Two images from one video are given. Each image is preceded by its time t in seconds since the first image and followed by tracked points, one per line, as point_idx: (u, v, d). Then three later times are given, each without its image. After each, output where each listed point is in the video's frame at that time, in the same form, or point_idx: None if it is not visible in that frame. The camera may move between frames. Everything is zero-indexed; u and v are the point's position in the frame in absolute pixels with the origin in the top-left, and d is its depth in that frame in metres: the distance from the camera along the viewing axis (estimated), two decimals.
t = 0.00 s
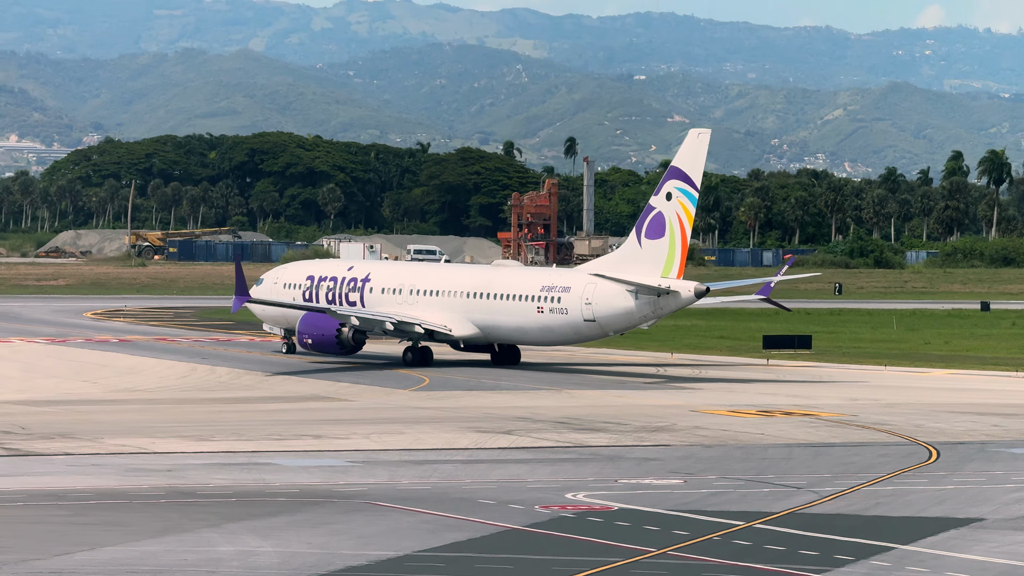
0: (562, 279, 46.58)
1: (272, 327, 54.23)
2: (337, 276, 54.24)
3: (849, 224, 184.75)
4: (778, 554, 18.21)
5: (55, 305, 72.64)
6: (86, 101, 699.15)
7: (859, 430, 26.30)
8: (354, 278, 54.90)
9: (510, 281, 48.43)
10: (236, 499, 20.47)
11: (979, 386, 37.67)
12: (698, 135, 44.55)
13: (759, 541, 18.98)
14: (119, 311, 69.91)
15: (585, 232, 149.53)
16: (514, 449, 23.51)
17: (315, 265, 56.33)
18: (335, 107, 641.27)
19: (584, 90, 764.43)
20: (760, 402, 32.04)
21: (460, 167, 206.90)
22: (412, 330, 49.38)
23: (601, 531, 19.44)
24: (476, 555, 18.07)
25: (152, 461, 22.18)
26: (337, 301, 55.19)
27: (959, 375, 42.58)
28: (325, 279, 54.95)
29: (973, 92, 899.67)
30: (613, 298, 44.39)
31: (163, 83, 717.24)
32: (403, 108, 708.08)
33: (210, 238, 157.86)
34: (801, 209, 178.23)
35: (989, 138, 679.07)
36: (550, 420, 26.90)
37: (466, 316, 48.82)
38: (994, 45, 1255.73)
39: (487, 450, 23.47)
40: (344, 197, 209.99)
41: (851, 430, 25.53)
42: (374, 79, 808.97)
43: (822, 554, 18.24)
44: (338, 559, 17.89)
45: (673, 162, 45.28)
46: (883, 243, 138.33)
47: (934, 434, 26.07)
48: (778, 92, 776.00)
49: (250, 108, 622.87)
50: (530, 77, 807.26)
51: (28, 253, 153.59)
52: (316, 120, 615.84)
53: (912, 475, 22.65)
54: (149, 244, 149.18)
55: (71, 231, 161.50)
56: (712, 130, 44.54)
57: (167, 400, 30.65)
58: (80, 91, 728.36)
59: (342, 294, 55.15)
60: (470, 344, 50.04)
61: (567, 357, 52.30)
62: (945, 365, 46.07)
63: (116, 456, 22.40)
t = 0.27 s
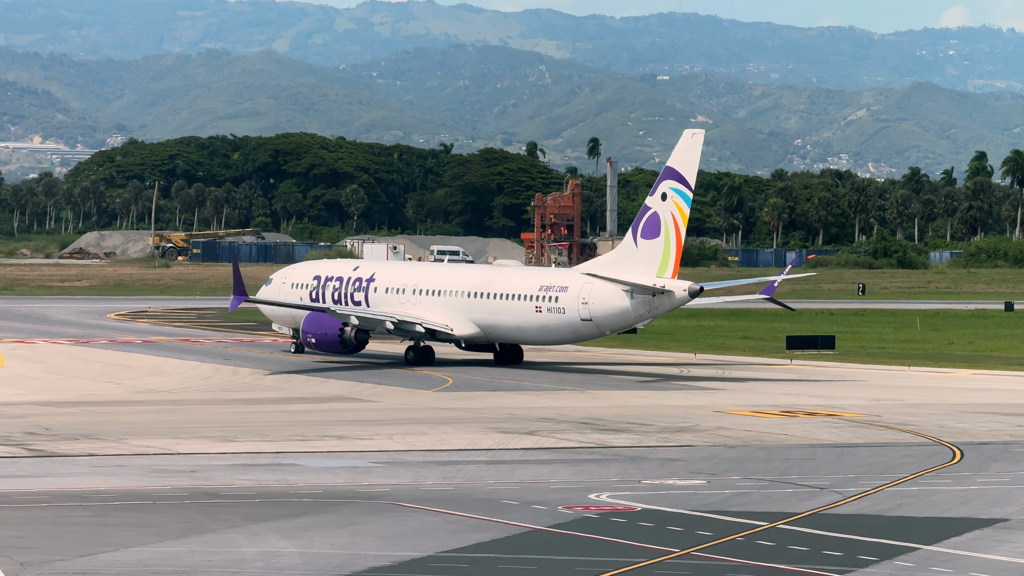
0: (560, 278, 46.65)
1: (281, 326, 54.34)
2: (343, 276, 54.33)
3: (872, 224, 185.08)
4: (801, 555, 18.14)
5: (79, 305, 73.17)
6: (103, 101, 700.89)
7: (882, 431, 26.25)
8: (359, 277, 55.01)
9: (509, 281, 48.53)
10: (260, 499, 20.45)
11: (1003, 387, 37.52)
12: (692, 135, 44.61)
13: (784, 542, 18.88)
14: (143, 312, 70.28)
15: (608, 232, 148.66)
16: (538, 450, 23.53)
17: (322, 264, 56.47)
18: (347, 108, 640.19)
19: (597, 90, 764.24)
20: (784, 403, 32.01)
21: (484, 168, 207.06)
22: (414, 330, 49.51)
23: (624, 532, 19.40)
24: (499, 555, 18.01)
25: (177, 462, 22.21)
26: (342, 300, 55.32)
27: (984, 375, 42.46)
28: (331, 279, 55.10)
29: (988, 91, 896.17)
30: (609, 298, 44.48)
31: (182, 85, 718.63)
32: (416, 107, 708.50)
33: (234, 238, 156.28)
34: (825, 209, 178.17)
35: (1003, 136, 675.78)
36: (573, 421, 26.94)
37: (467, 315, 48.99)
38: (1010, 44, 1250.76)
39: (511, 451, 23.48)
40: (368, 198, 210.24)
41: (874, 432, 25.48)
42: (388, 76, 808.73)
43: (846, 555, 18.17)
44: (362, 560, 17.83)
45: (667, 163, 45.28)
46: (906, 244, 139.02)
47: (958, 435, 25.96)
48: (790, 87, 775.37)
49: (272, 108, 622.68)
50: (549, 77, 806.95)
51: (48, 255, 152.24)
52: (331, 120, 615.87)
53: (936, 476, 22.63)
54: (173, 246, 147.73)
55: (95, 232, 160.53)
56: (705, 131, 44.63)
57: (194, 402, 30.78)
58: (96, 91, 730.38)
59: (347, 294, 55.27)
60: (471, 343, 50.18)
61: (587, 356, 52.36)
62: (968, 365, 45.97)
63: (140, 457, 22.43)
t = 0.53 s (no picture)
0: (558, 278, 46.72)
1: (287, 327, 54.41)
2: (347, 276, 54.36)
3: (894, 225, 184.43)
4: (824, 557, 18.08)
5: (100, 306, 73.45)
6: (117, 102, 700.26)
7: (904, 433, 26.20)
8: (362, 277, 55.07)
9: (508, 281, 48.57)
10: (282, 501, 20.47)
11: None
12: (686, 137, 44.42)
13: (805, 543, 18.84)
14: (164, 313, 70.50)
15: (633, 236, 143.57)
16: (560, 451, 23.54)
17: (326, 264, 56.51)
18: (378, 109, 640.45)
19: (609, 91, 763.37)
20: (805, 405, 31.98)
21: (506, 170, 206.12)
22: (414, 329, 49.73)
23: (646, 533, 19.38)
24: (520, 556, 17.98)
25: (199, 463, 22.27)
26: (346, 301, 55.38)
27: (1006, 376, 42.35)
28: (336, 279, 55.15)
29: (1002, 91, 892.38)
30: (604, 298, 44.48)
31: (202, 86, 718.57)
32: (428, 106, 707.86)
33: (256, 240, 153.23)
34: (846, 210, 178.05)
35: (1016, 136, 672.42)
36: (595, 423, 26.98)
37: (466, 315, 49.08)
38: None
39: (533, 452, 23.49)
40: (390, 199, 208.43)
41: (896, 433, 25.45)
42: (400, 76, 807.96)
43: (867, 557, 18.13)
44: (384, 561, 17.79)
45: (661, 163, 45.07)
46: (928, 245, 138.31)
47: (980, 437, 25.87)
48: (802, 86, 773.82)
49: (294, 110, 622.38)
50: (571, 78, 805.49)
51: (69, 258, 148.39)
52: (345, 122, 615.09)
53: (957, 478, 22.62)
54: (194, 247, 143.58)
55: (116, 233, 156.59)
56: (698, 131, 44.41)
57: (215, 403, 30.90)
58: (111, 91, 730.26)
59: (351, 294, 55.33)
60: (472, 342, 50.27)
61: (605, 355, 52.38)
62: (989, 366, 45.88)
63: (161, 458, 22.49)
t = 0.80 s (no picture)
0: (554, 279, 46.64)
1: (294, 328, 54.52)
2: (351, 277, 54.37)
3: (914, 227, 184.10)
4: (844, 559, 18.00)
5: (120, 308, 73.70)
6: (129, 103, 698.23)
7: (925, 434, 26.12)
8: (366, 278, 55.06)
9: (507, 282, 48.49)
10: (303, 503, 20.45)
11: None
12: (678, 139, 44.80)
13: (826, 545, 18.77)
14: (186, 314, 70.71)
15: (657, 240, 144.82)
16: (580, 454, 23.51)
17: (331, 266, 56.58)
18: (392, 111, 637.98)
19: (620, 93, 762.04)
20: (828, 406, 31.89)
21: (525, 172, 204.70)
22: (413, 330, 49.76)
23: (665, 535, 19.33)
24: (541, 558, 17.90)
25: (220, 465, 22.29)
26: (350, 302, 55.36)
27: None
28: (340, 280, 55.18)
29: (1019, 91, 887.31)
30: (598, 299, 44.45)
31: (223, 89, 720.01)
32: (439, 106, 705.91)
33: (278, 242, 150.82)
34: (866, 211, 178.04)
35: None
36: (615, 424, 27.01)
37: (465, 317, 49.06)
38: None
39: (553, 453, 23.52)
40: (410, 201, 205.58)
41: (916, 434, 25.44)
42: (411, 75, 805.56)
43: (889, 558, 18.07)
44: (404, 563, 17.69)
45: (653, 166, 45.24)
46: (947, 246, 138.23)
47: (1003, 439, 25.80)
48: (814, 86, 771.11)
49: (314, 112, 621.89)
50: (591, 81, 802.70)
51: (90, 259, 143.95)
52: (358, 123, 613.35)
53: (978, 478, 22.63)
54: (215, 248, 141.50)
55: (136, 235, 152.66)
56: (690, 135, 44.89)
57: (235, 405, 30.99)
58: (123, 92, 729.01)
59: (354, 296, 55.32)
60: (471, 343, 50.24)
61: (623, 355, 52.35)
62: (1010, 369, 45.67)
63: (181, 460, 22.51)
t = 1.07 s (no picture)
0: (550, 280, 46.66)
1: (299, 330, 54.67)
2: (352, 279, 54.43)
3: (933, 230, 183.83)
4: (865, 561, 17.93)
5: (140, 310, 74.04)
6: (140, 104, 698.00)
7: (945, 437, 26.04)
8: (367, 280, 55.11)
9: (504, 283, 48.53)
10: (321, 505, 20.43)
11: None
12: (670, 141, 44.99)
13: (846, 546, 18.68)
14: (206, 316, 70.97)
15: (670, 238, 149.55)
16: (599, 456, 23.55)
17: (333, 268, 56.62)
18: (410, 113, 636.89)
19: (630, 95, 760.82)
20: (847, 409, 31.84)
21: (544, 174, 203.03)
22: (412, 331, 49.83)
23: (685, 536, 19.27)
24: (560, 560, 17.84)
25: (239, 467, 22.30)
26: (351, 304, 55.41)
27: None
28: (341, 282, 55.25)
29: None
30: (592, 300, 44.51)
31: (243, 91, 719.82)
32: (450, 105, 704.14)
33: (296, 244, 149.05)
34: (885, 214, 177.46)
35: None
36: (634, 427, 27.04)
37: (463, 318, 49.16)
38: None
39: (572, 456, 23.52)
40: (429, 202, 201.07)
41: (936, 437, 25.40)
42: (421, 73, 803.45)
43: (909, 561, 17.96)
44: (423, 564, 17.66)
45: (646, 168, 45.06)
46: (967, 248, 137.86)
47: None
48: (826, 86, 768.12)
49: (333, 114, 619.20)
50: (616, 83, 796.53)
51: (109, 262, 141.93)
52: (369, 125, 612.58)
53: (998, 481, 22.58)
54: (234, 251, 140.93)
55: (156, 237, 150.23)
56: (682, 137, 45.15)
57: (254, 407, 31.11)
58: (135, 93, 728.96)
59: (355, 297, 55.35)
60: (470, 345, 50.27)
61: (640, 356, 52.33)
62: None
63: (200, 462, 22.54)
